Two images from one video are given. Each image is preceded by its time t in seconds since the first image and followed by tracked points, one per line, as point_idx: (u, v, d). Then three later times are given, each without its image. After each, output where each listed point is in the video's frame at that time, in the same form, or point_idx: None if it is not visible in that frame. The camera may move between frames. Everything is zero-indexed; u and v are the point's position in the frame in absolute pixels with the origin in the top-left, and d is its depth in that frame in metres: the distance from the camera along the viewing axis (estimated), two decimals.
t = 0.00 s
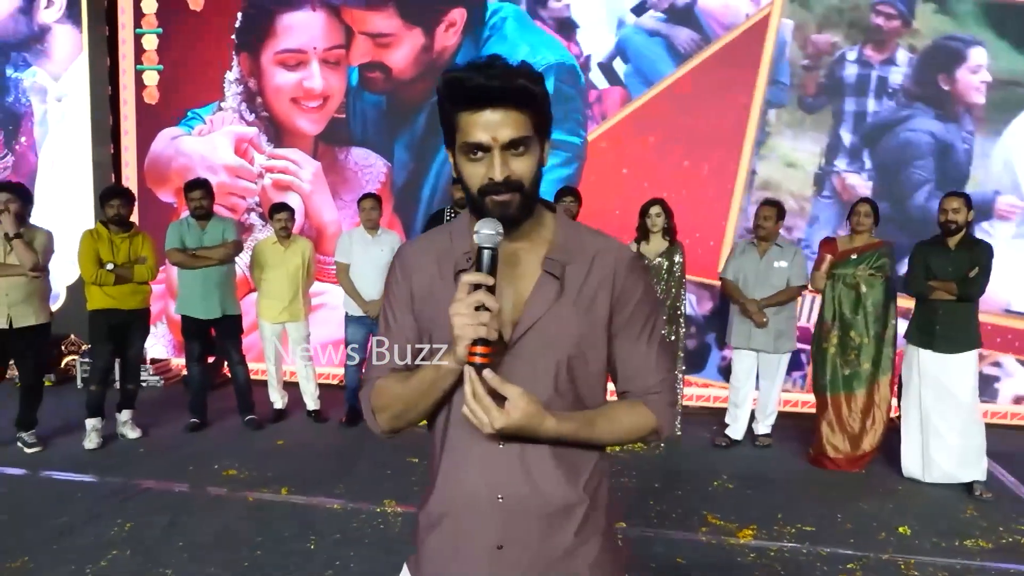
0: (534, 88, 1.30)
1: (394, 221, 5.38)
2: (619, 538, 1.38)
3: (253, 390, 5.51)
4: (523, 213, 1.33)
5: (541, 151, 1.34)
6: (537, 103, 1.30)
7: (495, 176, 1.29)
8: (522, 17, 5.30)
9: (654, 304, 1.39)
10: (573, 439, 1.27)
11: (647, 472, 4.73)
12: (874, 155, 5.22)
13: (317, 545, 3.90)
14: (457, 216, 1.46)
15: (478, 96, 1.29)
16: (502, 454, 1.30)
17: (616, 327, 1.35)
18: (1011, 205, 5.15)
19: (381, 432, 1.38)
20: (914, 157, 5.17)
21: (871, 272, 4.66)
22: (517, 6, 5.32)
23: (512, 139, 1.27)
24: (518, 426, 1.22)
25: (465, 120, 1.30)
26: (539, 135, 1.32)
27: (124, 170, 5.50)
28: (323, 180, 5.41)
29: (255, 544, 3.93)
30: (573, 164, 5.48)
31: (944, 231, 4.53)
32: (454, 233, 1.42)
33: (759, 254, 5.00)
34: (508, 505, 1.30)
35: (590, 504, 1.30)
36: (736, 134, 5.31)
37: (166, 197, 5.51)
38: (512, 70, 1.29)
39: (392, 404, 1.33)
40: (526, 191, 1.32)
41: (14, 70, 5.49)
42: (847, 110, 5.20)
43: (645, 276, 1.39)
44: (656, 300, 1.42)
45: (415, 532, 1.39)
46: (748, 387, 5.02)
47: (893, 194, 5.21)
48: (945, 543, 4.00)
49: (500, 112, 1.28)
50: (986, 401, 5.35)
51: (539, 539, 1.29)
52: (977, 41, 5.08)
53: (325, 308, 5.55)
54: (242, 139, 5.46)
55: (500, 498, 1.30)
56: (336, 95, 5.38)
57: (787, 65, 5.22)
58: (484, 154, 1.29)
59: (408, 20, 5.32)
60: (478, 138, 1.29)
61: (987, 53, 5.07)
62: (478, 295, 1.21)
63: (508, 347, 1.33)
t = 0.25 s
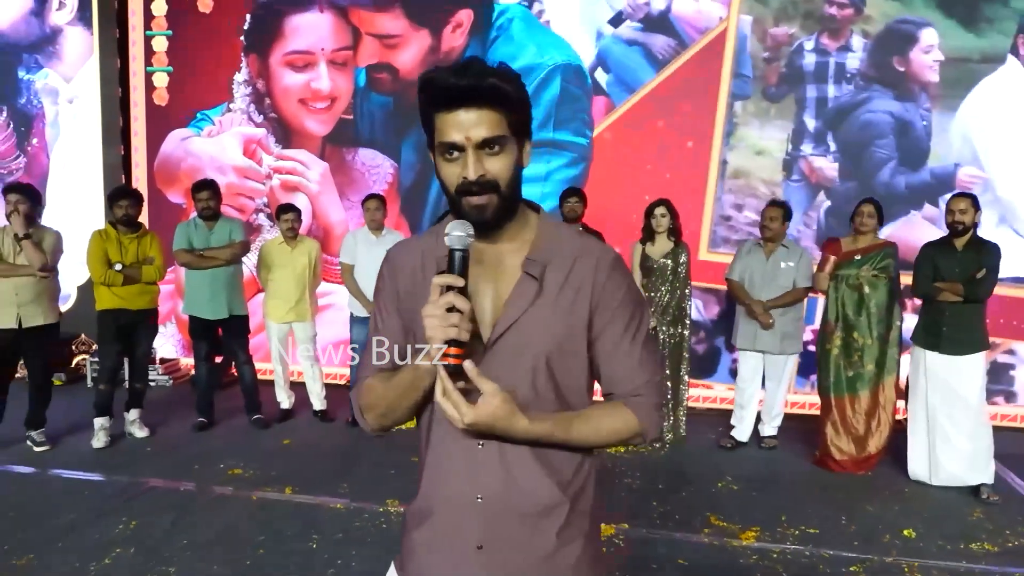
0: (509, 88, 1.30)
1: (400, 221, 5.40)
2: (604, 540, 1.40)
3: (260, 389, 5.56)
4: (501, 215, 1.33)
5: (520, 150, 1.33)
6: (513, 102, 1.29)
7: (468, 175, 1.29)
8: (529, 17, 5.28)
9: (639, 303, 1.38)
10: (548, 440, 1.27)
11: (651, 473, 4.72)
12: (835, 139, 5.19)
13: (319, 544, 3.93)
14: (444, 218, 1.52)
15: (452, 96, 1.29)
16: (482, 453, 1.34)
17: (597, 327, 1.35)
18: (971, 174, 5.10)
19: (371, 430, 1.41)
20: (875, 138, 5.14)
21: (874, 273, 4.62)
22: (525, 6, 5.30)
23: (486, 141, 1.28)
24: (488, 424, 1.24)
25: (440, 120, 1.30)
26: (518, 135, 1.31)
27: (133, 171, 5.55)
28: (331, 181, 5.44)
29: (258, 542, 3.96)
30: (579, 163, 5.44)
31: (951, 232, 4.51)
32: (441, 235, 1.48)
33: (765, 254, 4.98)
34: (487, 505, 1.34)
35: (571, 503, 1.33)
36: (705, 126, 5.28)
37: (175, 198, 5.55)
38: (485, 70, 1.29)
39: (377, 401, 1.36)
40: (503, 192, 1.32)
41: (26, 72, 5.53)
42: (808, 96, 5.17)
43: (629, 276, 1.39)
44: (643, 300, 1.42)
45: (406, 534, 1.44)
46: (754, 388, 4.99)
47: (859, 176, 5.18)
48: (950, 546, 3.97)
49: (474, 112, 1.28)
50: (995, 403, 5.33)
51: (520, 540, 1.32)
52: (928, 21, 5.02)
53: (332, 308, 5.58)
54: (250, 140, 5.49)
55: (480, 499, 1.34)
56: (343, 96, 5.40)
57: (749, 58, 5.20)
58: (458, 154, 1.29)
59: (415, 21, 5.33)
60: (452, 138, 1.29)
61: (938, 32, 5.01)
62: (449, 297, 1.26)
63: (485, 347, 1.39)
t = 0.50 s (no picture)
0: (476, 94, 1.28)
1: (406, 222, 5.41)
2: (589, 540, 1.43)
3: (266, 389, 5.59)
4: (470, 219, 1.34)
5: (489, 155, 1.33)
6: (478, 108, 1.28)
7: (430, 183, 1.31)
8: (535, 17, 5.28)
9: (623, 305, 1.37)
10: (521, 442, 1.28)
11: (655, 474, 4.71)
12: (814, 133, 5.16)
13: (322, 542, 3.95)
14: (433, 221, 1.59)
15: (419, 103, 1.29)
16: (461, 454, 1.38)
17: (577, 329, 1.35)
18: (947, 159, 5.02)
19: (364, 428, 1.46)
20: (852, 129, 5.10)
21: (878, 273, 4.59)
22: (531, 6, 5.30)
23: (446, 151, 1.28)
24: (457, 428, 1.25)
25: (408, 124, 1.31)
26: (484, 141, 1.30)
27: (143, 171, 5.59)
28: (338, 181, 5.46)
29: (262, 540, 3.98)
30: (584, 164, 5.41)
31: (958, 233, 4.46)
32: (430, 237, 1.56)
33: (771, 254, 4.95)
34: (467, 504, 1.37)
35: (552, 504, 1.36)
36: (687, 125, 5.27)
37: (184, 198, 5.59)
38: (449, 76, 1.28)
39: (368, 400, 1.39)
40: (468, 199, 1.32)
41: (37, 74, 5.56)
42: (785, 92, 5.14)
43: (613, 278, 1.38)
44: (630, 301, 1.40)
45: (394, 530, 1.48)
46: (759, 388, 4.99)
47: (839, 167, 5.14)
48: (955, 549, 3.94)
49: (437, 121, 1.28)
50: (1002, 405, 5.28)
51: (500, 540, 1.35)
52: (898, 12, 4.96)
53: (338, 308, 5.61)
54: (258, 140, 5.52)
55: (458, 499, 1.37)
56: (350, 96, 5.41)
57: (727, 58, 5.17)
58: (420, 162, 1.31)
59: (422, 21, 5.35)
60: (415, 144, 1.29)
61: (908, 23, 4.95)
62: (418, 303, 1.27)
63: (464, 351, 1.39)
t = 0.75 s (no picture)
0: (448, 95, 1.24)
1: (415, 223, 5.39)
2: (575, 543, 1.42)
3: (275, 388, 5.63)
4: (444, 221, 1.31)
5: (466, 156, 1.29)
6: (450, 109, 1.24)
7: (404, 183, 1.28)
8: (543, 17, 5.28)
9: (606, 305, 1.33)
10: (494, 440, 1.28)
11: (661, 475, 4.70)
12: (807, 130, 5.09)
13: (326, 541, 3.97)
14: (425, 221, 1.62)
15: (392, 103, 1.26)
16: (445, 452, 1.38)
17: (557, 330, 1.32)
18: (938, 152, 4.91)
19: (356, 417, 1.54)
20: (842, 125, 5.02)
21: (884, 274, 4.60)
22: (539, 6, 5.31)
23: (417, 154, 1.25)
24: (429, 424, 1.25)
25: (384, 124, 1.28)
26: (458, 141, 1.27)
27: (154, 170, 5.63)
28: (346, 181, 5.43)
29: (267, 537, 4.01)
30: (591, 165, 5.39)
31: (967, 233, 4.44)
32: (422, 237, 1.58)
33: (779, 255, 4.93)
34: (449, 501, 1.38)
35: (535, 504, 1.35)
36: (682, 126, 5.23)
37: (195, 198, 5.62)
38: (421, 75, 1.25)
39: (359, 392, 1.52)
40: (443, 199, 1.29)
41: (51, 74, 5.63)
42: (775, 90, 5.08)
43: (596, 277, 1.34)
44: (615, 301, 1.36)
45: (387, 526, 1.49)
46: (767, 390, 4.96)
47: (831, 162, 5.05)
48: (962, 552, 3.90)
49: (409, 122, 1.25)
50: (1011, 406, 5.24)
51: (480, 539, 1.35)
52: (885, 8, 4.87)
53: (346, 308, 5.64)
54: (268, 141, 5.54)
55: (439, 495, 1.39)
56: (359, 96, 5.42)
57: (719, 58, 5.13)
58: (394, 162, 1.28)
59: (430, 22, 5.37)
60: (389, 145, 1.27)
61: (895, 18, 4.86)
62: (390, 298, 1.30)
63: (446, 349, 1.38)
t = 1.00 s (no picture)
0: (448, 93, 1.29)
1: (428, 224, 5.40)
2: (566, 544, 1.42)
3: (286, 387, 5.67)
4: (442, 218, 1.34)
5: (464, 154, 1.33)
6: (450, 107, 1.28)
7: (403, 180, 1.32)
8: (554, 17, 5.29)
9: (597, 305, 1.36)
10: (485, 434, 1.28)
11: (670, 476, 4.69)
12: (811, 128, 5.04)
13: (334, 539, 3.99)
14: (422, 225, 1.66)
15: (394, 101, 1.30)
16: (436, 449, 1.38)
17: (549, 328, 1.34)
18: (943, 149, 4.81)
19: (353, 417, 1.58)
20: (847, 123, 4.96)
21: (895, 274, 4.59)
22: (551, 6, 5.31)
23: (418, 149, 1.28)
24: (420, 415, 1.27)
25: (385, 122, 1.32)
26: (457, 140, 1.31)
27: (169, 171, 5.69)
28: (358, 181, 5.44)
29: (276, 535, 4.04)
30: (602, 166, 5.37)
31: (980, 234, 4.42)
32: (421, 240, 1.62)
33: (791, 255, 4.91)
34: (439, 498, 1.38)
35: (526, 502, 1.36)
36: (688, 128, 5.21)
37: (208, 198, 5.67)
38: (422, 74, 1.29)
39: (352, 388, 1.56)
40: (442, 197, 1.32)
41: (69, 75, 5.62)
42: (779, 90, 5.05)
43: (588, 278, 1.37)
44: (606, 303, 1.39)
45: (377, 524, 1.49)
46: (778, 391, 4.94)
47: (835, 161, 4.99)
48: (973, 556, 3.86)
49: (410, 119, 1.29)
50: None
51: (470, 536, 1.35)
52: (886, 6, 4.82)
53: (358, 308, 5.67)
54: (281, 141, 5.58)
55: (430, 492, 1.39)
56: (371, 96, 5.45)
57: (721, 58, 5.12)
58: (394, 160, 1.32)
59: (442, 22, 5.39)
60: (390, 142, 1.30)
61: (896, 16, 4.80)
62: (389, 287, 1.34)
63: (444, 349, 1.39)
